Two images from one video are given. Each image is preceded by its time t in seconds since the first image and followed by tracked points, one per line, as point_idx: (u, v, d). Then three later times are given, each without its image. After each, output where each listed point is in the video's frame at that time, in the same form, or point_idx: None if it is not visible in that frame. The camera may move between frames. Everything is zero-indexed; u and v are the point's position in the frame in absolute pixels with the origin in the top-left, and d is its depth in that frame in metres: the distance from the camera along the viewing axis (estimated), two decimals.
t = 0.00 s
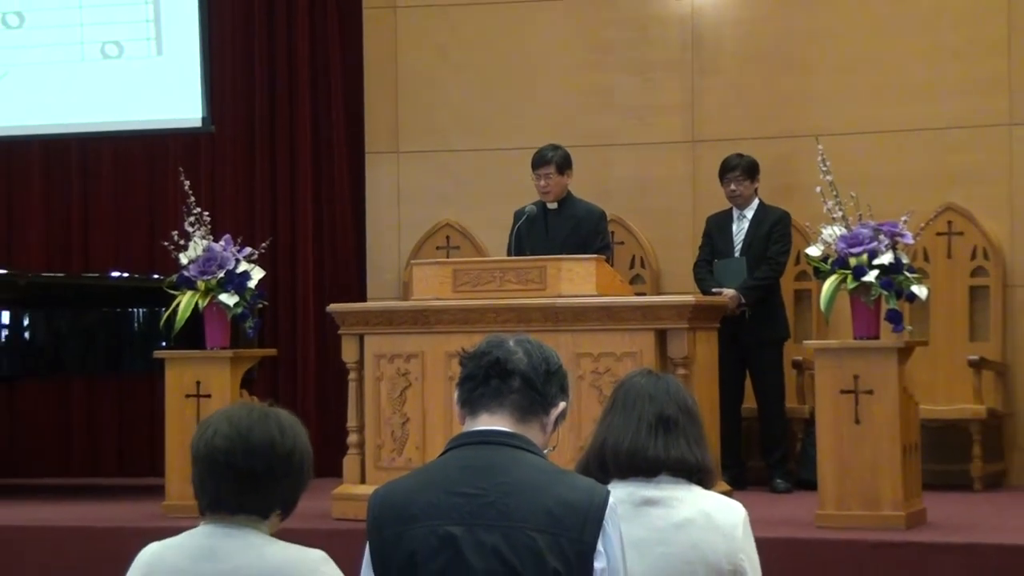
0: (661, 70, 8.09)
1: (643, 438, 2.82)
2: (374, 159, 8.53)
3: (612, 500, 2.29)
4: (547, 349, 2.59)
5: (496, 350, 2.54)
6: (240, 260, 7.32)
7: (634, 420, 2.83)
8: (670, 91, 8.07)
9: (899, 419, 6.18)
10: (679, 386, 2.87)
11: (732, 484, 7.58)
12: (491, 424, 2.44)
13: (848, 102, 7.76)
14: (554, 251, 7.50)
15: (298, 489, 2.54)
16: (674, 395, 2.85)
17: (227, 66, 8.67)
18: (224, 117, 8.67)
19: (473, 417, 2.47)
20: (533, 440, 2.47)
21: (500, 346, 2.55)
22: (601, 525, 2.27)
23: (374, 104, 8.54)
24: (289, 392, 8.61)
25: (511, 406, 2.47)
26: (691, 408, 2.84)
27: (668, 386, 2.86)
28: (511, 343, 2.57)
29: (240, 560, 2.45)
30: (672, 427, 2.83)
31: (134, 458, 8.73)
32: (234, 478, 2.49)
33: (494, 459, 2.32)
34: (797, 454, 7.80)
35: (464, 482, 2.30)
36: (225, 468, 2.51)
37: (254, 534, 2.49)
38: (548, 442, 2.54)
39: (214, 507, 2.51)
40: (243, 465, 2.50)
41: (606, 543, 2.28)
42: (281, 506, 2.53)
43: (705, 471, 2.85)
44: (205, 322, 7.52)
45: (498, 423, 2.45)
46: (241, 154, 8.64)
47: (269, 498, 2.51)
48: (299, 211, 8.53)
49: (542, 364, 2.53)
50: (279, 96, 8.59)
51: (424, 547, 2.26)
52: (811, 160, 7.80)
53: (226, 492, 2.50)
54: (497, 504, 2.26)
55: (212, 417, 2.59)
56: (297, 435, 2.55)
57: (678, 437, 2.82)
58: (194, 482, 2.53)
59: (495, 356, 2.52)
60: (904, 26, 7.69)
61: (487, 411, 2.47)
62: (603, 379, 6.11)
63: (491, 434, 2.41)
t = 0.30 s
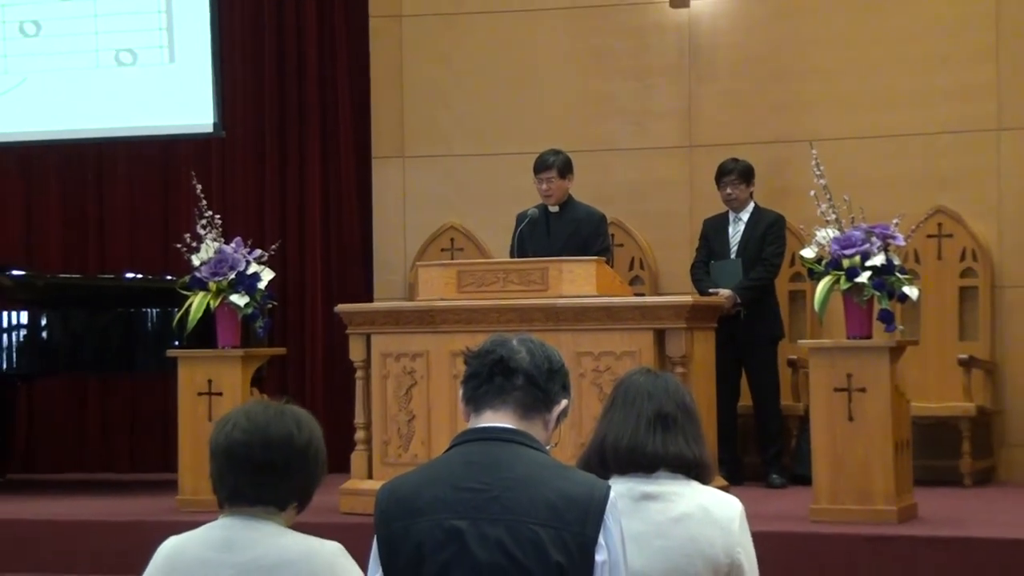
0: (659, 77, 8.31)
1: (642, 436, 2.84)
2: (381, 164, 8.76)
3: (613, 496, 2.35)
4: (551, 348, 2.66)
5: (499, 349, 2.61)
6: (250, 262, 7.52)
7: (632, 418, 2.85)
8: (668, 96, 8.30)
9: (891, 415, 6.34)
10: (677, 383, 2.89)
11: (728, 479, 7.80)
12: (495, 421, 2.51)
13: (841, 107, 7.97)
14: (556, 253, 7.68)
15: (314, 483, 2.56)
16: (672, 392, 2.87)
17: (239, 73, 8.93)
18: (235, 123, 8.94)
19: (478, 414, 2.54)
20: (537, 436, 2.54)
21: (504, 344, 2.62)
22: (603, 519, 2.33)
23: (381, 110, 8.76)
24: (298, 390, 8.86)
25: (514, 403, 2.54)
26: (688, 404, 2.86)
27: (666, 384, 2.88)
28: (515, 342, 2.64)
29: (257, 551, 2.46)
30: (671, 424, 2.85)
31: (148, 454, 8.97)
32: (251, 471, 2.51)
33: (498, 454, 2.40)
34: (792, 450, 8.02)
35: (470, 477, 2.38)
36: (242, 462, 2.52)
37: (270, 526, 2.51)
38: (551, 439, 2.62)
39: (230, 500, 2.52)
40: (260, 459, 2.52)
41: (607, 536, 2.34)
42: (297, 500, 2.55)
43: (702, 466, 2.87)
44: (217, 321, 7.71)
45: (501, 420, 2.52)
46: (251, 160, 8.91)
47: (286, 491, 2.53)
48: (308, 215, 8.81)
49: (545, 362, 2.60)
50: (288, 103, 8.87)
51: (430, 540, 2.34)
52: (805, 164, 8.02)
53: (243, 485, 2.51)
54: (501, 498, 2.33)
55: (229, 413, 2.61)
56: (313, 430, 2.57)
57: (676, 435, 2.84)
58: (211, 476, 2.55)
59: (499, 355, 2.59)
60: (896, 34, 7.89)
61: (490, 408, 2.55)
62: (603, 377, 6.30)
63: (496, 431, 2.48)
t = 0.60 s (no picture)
0: (659, 83, 8.55)
1: (643, 432, 3.01)
2: (388, 168, 9.00)
3: (614, 489, 2.37)
4: (554, 346, 2.68)
5: (504, 346, 2.62)
6: (261, 262, 7.72)
7: (634, 415, 3.01)
8: (667, 102, 8.54)
9: (883, 412, 6.48)
10: (676, 380, 3.04)
11: (725, 473, 8.04)
12: (499, 418, 2.52)
13: (835, 113, 8.21)
14: (558, 254, 7.89)
15: (333, 476, 2.78)
16: (671, 389, 3.03)
17: (251, 79, 9.21)
18: (246, 128, 9.22)
19: (483, 411, 2.55)
20: (540, 433, 2.54)
21: (508, 342, 2.62)
22: (603, 513, 2.34)
23: (388, 115, 9.00)
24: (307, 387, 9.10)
25: (518, 400, 2.54)
26: (687, 402, 3.02)
27: (665, 381, 3.03)
28: (519, 340, 2.64)
29: (279, 538, 2.67)
30: (671, 421, 3.01)
31: (162, 449, 9.22)
32: (276, 462, 2.73)
33: (502, 450, 2.40)
34: (787, 446, 8.26)
35: (474, 472, 2.39)
36: (267, 454, 2.74)
37: (293, 516, 2.72)
38: (553, 436, 2.62)
39: (256, 491, 2.74)
40: (284, 453, 2.73)
41: (608, 529, 2.35)
42: (318, 493, 2.77)
43: (700, 461, 3.05)
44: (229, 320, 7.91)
45: (506, 417, 2.52)
46: (262, 164, 9.18)
47: (307, 483, 2.74)
48: (317, 217, 9.07)
49: (548, 360, 2.61)
50: (298, 108, 9.14)
51: (435, 533, 2.34)
52: (799, 168, 8.25)
53: (268, 477, 2.73)
54: (503, 492, 2.34)
55: (255, 411, 2.83)
56: (334, 426, 2.80)
57: (676, 432, 3.01)
58: (238, 468, 2.76)
59: (504, 352, 2.60)
60: (888, 41, 8.13)
61: (495, 405, 2.55)
62: (603, 375, 6.52)
63: (499, 428, 2.48)
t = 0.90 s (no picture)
0: (658, 89, 8.80)
1: (641, 428, 3.04)
2: (393, 172, 9.24)
3: (613, 484, 2.42)
4: (555, 346, 2.75)
5: (506, 345, 2.69)
6: (270, 263, 7.93)
7: (632, 411, 3.05)
8: (666, 108, 8.78)
9: (875, 410, 6.66)
10: (673, 378, 3.07)
11: (721, 469, 8.28)
12: (501, 415, 2.59)
13: (829, 119, 8.45)
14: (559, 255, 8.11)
15: (353, 476, 2.90)
16: (669, 386, 3.06)
17: (261, 86, 9.46)
18: (256, 134, 9.48)
19: (486, 408, 2.63)
20: (541, 429, 2.61)
21: (511, 341, 2.70)
22: (603, 507, 2.39)
23: (394, 120, 9.24)
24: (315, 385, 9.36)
25: (521, 397, 2.61)
26: (684, 400, 3.05)
27: (663, 379, 3.07)
28: (521, 339, 2.72)
29: (295, 532, 2.81)
30: (668, 418, 3.04)
31: (174, 445, 9.48)
32: (299, 456, 2.86)
33: (506, 446, 2.46)
34: (782, 442, 8.50)
35: (478, 467, 2.44)
36: (293, 448, 2.87)
37: (311, 509, 2.86)
38: (554, 433, 2.68)
39: (279, 482, 2.88)
40: (308, 448, 2.86)
41: (608, 524, 2.39)
42: (336, 490, 2.90)
43: (698, 456, 3.08)
44: (239, 320, 8.13)
45: (508, 413, 2.60)
46: (271, 168, 9.44)
47: (327, 480, 2.87)
48: (325, 220, 9.33)
49: (549, 358, 2.68)
50: (306, 113, 9.39)
51: (440, 526, 2.40)
52: (793, 172, 8.48)
53: (291, 469, 2.86)
54: (506, 487, 2.40)
55: (288, 405, 2.97)
56: (358, 429, 2.92)
57: (673, 428, 3.04)
58: (264, 457, 2.90)
59: (506, 351, 2.68)
60: (880, 50, 8.35)
61: (497, 402, 2.63)
62: (603, 373, 6.76)
63: (502, 424, 2.55)
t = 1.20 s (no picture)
0: (656, 97, 9.04)
1: (639, 427, 3.06)
2: (398, 178, 9.48)
3: (611, 482, 2.47)
4: (555, 347, 2.79)
5: (507, 347, 2.73)
6: (279, 267, 8.15)
7: (631, 411, 3.07)
8: (664, 116, 9.02)
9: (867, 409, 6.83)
10: (671, 378, 3.10)
11: (718, 466, 8.51)
12: (503, 415, 2.63)
13: (823, 126, 8.68)
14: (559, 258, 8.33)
15: (362, 476, 2.99)
16: (667, 386, 3.08)
17: (270, 94, 9.71)
18: (265, 140, 9.72)
19: (488, 408, 2.67)
20: (542, 429, 2.66)
21: (512, 343, 2.74)
22: (601, 504, 2.44)
23: (399, 127, 9.49)
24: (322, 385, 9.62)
25: (522, 398, 2.66)
26: (683, 399, 3.07)
27: (661, 379, 3.09)
28: (522, 341, 2.76)
29: (305, 526, 2.89)
30: (665, 417, 3.06)
31: (185, 444, 9.72)
32: (311, 455, 2.95)
33: (507, 445, 2.51)
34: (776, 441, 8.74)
35: (479, 465, 2.50)
36: (305, 448, 2.97)
37: (321, 505, 2.94)
38: (555, 432, 2.73)
39: (290, 479, 2.97)
40: (319, 448, 2.96)
41: (606, 520, 2.45)
42: (346, 488, 2.99)
43: (694, 455, 3.09)
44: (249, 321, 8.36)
45: (509, 413, 2.64)
46: (279, 174, 9.68)
47: (337, 478, 2.97)
48: (332, 224, 9.57)
49: (549, 359, 2.72)
50: (314, 120, 9.64)
51: (442, 523, 2.46)
52: (786, 177, 8.71)
53: (302, 468, 2.95)
54: (507, 485, 2.45)
55: (301, 406, 3.07)
56: (368, 431, 3.01)
57: (670, 427, 3.06)
58: (277, 455, 3.00)
59: (507, 352, 2.72)
60: (873, 58, 8.58)
61: (499, 402, 2.67)
62: (603, 373, 6.98)
63: (503, 424, 2.59)
